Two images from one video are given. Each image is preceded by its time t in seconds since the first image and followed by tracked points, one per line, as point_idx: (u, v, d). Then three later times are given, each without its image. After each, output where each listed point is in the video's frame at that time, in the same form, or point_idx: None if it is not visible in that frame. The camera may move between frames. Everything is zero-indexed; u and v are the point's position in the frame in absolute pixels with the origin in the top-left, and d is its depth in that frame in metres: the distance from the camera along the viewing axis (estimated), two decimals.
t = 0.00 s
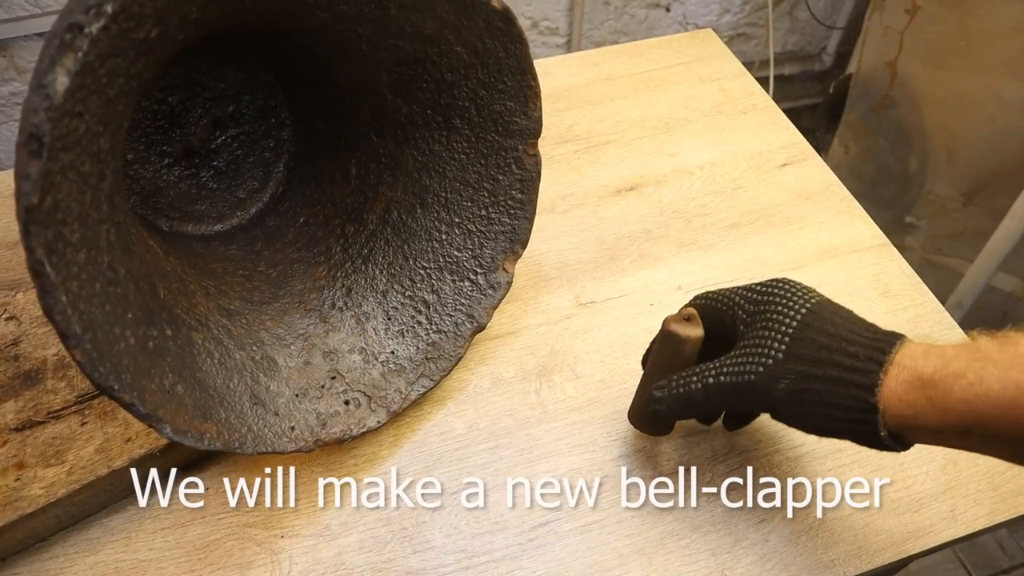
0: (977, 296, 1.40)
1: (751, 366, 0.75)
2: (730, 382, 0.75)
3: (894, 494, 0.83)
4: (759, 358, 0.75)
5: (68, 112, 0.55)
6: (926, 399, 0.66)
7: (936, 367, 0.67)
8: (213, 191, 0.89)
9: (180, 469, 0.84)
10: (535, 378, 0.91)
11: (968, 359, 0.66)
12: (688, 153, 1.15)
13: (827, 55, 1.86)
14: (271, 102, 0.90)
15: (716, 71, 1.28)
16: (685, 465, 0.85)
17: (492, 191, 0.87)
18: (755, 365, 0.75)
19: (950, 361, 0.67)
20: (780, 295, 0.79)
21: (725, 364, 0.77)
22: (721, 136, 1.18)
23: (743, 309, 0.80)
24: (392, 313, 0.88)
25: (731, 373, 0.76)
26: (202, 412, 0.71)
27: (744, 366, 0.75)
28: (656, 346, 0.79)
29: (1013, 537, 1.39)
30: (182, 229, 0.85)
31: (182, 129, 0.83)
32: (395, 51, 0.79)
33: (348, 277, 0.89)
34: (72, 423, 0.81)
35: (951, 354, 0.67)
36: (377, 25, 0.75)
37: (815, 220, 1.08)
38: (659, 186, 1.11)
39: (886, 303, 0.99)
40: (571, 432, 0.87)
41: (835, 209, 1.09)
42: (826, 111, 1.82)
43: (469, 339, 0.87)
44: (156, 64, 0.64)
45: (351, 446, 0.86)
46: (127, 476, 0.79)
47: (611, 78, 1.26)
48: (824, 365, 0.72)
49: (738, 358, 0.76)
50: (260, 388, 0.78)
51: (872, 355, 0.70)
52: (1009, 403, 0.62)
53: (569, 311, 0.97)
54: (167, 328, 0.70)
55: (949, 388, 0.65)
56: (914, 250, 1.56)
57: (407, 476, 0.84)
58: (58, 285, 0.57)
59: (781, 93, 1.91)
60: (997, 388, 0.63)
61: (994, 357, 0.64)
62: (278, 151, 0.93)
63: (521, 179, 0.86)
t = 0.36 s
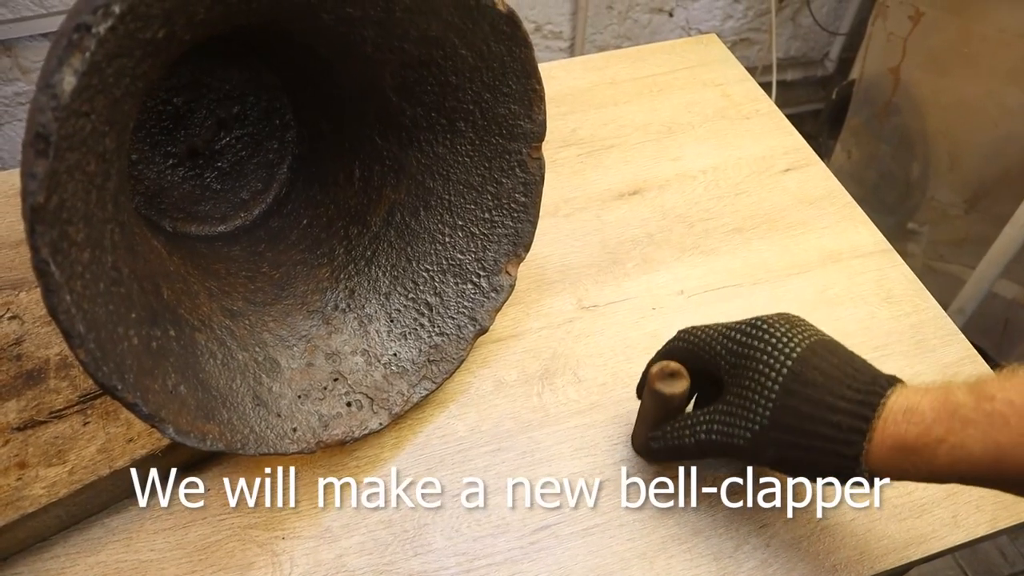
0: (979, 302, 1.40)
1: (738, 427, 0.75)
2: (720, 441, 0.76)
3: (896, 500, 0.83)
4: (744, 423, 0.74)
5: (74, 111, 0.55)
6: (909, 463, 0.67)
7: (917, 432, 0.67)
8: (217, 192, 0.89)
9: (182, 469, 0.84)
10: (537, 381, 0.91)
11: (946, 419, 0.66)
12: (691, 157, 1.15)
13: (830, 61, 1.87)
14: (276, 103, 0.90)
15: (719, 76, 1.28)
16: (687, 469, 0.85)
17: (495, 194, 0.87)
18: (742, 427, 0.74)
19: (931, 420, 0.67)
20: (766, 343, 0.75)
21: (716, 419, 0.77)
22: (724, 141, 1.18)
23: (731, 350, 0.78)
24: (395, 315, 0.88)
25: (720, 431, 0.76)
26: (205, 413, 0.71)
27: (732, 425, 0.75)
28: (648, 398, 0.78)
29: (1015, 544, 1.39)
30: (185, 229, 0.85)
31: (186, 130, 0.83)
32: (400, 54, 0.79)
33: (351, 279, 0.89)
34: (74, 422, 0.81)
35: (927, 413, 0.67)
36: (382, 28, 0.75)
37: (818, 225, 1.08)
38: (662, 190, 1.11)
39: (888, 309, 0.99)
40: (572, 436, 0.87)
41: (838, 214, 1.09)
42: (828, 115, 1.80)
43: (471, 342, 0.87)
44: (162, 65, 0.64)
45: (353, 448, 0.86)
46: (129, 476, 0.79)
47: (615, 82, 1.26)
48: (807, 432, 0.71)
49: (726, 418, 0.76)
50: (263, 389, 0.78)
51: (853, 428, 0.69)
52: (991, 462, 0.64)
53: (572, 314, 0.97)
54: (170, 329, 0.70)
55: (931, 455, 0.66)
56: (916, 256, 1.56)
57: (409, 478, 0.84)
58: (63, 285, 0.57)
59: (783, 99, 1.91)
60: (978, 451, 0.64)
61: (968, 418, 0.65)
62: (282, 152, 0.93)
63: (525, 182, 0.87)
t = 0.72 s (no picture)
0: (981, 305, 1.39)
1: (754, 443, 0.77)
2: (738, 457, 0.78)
3: (900, 503, 0.83)
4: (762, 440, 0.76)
5: (74, 113, 0.54)
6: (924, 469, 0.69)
7: (933, 444, 0.68)
8: (217, 194, 0.89)
9: (182, 472, 0.84)
10: (538, 385, 0.91)
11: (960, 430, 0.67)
12: (692, 160, 1.15)
13: (831, 64, 1.87)
14: (276, 105, 0.90)
15: (721, 79, 1.28)
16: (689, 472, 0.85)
17: (497, 196, 0.87)
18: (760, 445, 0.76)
19: (944, 431, 0.68)
20: (768, 362, 0.77)
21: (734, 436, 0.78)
22: (725, 144, 1.18)
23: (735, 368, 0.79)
24: (396, 318, 0.88)
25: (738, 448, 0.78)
26: (205, 416, 0.70)
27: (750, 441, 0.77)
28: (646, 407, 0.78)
29: (1017, 548, 1.38)
30: (185, 232, 0.85)
31: (187, 132, 0.83)
32: (402, 56, 0.78)
33: (352, 282, 0.89)
34: (73, 425, 0.80)
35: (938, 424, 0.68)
36: (383, 30, 0.75)
37: (820, 227, 1.07)
38: (663, 193, 1.11)
39: (891, 312, 0.98)
40: (573, 439, 0.87)
41: (840, 217, 1.09)
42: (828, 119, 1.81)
43: (472, 345, 0.87)
44: (162, 66, 0.64)
45: (353, 451, 0.86)
46: (129, 479, 0.79)
47: (616, 85, 1.26)
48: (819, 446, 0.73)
49: (742, 438, 0.77)
50: (263, 392, 0.77)
51: (866, 440, 0.71)
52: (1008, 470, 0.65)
53: (573, 317, 0.96)
54: (171, 331, 0.70)
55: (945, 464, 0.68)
56: (918, 259, 1.56)
57: (410, 481, 0.83)
58: (62, 287, 0.57)
59: (784, 102, 1.91)
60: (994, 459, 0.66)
61: (982, 427, 0.66)
62: (282, 155, 0.93)
63: (526, 184, 0.86)
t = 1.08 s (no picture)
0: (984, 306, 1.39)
1: None
2: None
3: (903, 505, 0.82)
4: None
5: (72, 113, 0.54)
6: None
7: None
8: (217, 195, 0.88)
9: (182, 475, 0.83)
10: (540, 386, 0.90)
11: None
12: (695, 160, 1.15)
13: (832, 64, 1.86)
14: (276, 106, 0.89)
15: (722, 79, 1.28)
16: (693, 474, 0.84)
17: (497, 196, 0.87)
18: None
19: None
20: None
21: None
22: (727, 144, 1.17)
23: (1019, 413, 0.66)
24: (397, 319, 0.87)
25: None
26: (205, 418, 0.70)
27: None
28: (647, 411, 0.78)
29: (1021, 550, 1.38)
30: (185, 233, 0.85)
31: (187, 133, 0.82)
32: (402, 56, 0.78)
33: (352, 283, 0.88)
34: (73, 428, 0.80)
35: None
36: (383, 30, 0.75)
37: (822, 228, 1.07)
38: (665, 193, 1.10)
39: (894, 313, 0.98)
40: (575, 441, 0.86)
41: (842, 217, 1.08)
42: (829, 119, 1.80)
43: (473, 346, 0.86)
44: (161, 67, 0.64)
45: (354, 453, 0.85)
46: (129, 482, 0.79)
47: (617, 85, 1.25)
48: None
49: None
50: (263, 394, 0.77)
51: None
52: None
53: (575, 318, 0.96)
54: (170, 333, 0.70)
55: None
56: (920, 260, 1.55)
57: (411, 484, 0.83)
58: (60, 289, 0.56)
59: (786, 102, 1.91)
60: None
61: None
62: (283, 155, 0.92)
63: (527, 185, 0.86)
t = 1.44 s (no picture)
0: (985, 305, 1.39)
1: None
2: None
3: (906, 505, 0.82)
4: None
5: (72, 120, 0.54)
6: None
7: None
8: (218, 200, 0.88)
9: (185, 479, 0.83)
10: (541, 388, 0.90)
11: None
12: (694, 161, 1.15)
13: (831, 64, 1.86)
14: (276, 110, 0.89)
15: (721, 80, 1.28)
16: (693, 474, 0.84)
17: (498, 199, 0.87)
18: None
19: None
20: None
21: None
22: (727, 145, 1.17)
23: None
24: (398, 322, 0.87)
25: None
26: (207, 423, 0.70)
27: None
28: (648, 413, 0.78)
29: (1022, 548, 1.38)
30: (186, 238, 0.85)
31: (187, 138, 0.82)
32: (401, 60, 0.78)
33: (353, 286, 0.88)
34: (75, 433, 0.80)
35: None
36: (383, 34, 0.75)
37: (823, 228, 1.07)
38: (665, 194, 1.10)
39: (895, 312, 0.98)
40: (577, 443, 0.86)
41: (842, 217, 1.08)
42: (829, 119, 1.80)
43: (474, 349, 0.86)
44: (161, 72, 0.64)
45: (356, 456, 0.85)
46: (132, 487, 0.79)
47: (617, 86, 1.25)
48: None
49: None
50: (265, 398, 0.77)
51: None
52: None
53: (576, 319, 0.96)
54: (171, 338, 0.70)
55: None
56: (920, 258, 1.55)
57: (414, 487, 0.83)
58: (62, 295, 0.56)
59: (786, 102, 1.91)
60: None
61: None
62: (283, 159, 0.92)
63: (527, 187, 0.86)
